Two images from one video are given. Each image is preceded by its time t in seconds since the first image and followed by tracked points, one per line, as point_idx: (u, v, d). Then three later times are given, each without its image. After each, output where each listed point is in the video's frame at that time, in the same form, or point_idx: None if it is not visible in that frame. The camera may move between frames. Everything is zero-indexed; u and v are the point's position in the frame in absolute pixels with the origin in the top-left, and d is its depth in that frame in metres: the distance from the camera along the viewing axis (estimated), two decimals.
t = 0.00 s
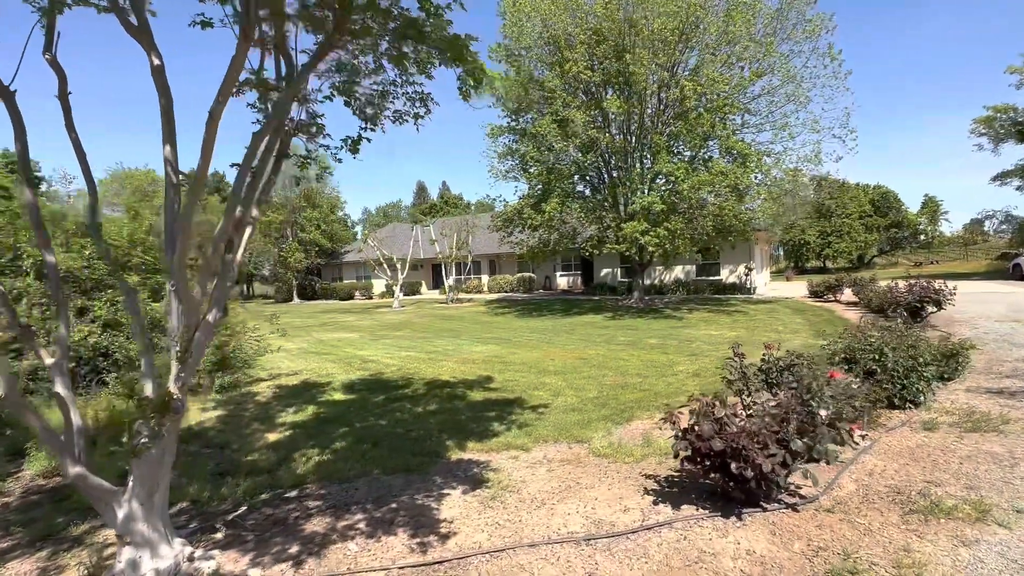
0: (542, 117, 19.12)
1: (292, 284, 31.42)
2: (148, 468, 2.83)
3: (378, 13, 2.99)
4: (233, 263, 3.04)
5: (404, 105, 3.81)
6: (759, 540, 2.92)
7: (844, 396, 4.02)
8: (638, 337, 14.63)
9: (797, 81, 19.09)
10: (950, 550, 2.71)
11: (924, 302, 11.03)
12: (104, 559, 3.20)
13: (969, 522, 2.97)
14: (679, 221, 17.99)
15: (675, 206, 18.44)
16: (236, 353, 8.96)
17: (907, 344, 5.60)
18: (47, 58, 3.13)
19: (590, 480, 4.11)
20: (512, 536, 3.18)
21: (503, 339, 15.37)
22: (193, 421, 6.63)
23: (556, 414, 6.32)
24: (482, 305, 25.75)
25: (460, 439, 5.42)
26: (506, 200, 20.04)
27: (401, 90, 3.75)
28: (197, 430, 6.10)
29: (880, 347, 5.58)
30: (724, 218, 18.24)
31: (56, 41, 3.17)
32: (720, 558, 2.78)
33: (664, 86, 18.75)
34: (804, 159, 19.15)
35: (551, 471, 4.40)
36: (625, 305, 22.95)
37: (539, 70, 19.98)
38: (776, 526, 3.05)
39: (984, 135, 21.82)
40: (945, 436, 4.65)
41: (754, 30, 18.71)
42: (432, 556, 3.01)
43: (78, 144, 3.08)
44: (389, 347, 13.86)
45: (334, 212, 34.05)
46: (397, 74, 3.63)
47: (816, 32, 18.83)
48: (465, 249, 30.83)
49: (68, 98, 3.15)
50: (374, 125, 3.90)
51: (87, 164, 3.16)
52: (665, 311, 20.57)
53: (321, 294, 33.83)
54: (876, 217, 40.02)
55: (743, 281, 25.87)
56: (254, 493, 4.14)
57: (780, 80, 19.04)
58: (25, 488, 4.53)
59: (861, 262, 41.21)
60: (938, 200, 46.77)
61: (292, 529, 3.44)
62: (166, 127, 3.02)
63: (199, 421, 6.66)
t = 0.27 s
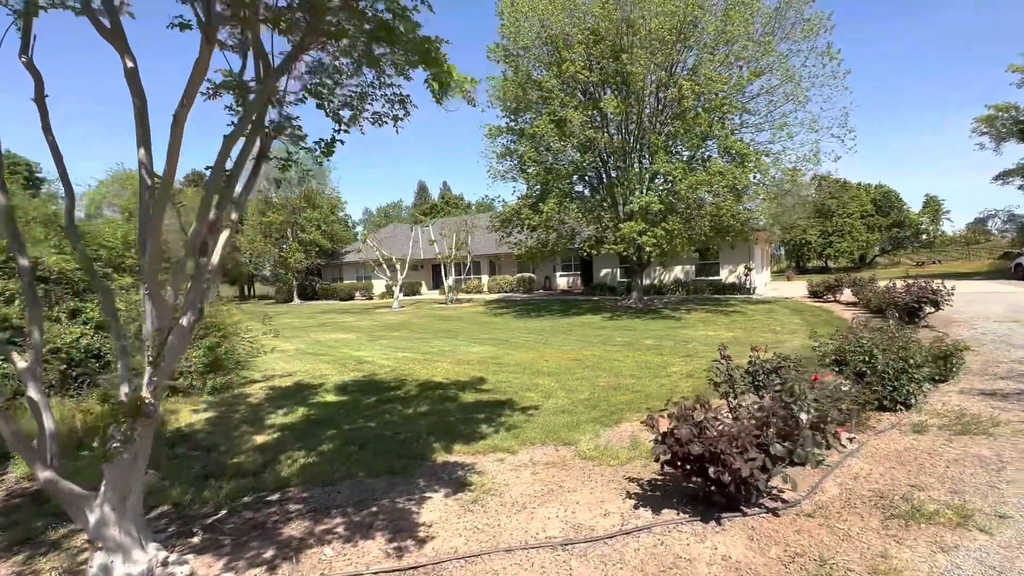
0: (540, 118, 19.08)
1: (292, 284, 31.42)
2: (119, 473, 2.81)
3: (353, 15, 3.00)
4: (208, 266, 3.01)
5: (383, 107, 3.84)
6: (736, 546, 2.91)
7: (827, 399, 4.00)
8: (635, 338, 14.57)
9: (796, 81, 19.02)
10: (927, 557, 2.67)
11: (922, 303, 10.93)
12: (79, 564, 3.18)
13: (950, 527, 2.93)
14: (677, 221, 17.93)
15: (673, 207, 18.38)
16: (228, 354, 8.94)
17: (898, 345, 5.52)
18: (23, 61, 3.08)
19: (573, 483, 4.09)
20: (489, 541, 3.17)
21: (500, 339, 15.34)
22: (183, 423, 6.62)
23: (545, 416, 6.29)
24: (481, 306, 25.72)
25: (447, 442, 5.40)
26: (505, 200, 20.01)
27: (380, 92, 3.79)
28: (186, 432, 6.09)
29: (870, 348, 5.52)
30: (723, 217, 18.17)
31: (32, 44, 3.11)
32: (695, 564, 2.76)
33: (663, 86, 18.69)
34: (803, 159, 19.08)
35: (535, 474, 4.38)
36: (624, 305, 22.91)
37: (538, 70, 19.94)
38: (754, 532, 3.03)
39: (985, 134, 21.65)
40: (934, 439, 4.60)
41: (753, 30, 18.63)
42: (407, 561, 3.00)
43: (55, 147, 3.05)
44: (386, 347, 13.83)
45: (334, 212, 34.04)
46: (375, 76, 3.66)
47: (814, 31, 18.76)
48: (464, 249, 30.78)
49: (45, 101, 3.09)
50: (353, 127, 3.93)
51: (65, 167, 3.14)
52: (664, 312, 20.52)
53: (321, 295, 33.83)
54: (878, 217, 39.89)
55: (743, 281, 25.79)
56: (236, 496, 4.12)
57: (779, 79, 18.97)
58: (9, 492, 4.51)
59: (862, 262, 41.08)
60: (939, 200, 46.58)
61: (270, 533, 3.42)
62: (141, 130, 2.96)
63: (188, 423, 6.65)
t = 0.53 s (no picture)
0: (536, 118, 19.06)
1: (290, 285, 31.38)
2: (95, 476, 2.79)
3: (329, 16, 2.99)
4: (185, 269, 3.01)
5: (365, 109, 3.83)
6: (714, 549, 2.90)
7: (810, 402, 3.98)
8: (631, 338, 14.55)
9: (793, 81, 19.00)
10: (904, 561, 2.65)
11: (918, 303, 10.88)
12: (55, 568, 3.16)
13: (931, 530, 2.91)
14: (674, 222, 17.90)
15: (670, 207, 18.36)
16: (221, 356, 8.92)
17: (888, 346, 5.45)
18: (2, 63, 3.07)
19: (558, 486, 4.07)
20: (468, 545, 3.16)
21: (496, 340, 15.30)
22: (173, 424, 6.61)
23: (535, 418, 6.27)
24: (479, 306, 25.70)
25: (435, 444, 5.37)
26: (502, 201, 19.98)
27: (362, 93, 3.78)
28: (174, 434, 6.06)
29: (860, 349, 5.46)
30: (720, 218, 18.10)
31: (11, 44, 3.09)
32: (672, 568, 2.75)
33: (659, 87, 18.66)
34: (800, 159, 19.06)
35: (520, 476, 4.37)
36: (621, 306, 22.87)
37: (535, 70, 19.92)
38: (734, 535, 3.03)
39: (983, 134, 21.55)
40: (922, 440, 4.55)
41: (749, 30, 18.60)
42: (385, 565, 2.99)
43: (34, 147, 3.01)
44: (381, 348, 13.80)
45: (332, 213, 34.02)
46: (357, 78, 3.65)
47: (811, 32, 18.75)
48: (462, 250, 30.74)
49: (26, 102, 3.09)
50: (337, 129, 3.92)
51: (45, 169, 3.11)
52: (661, 312, 20.49)
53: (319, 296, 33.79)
54: (877, 217, 39.87)
55: (741, 282, 25.75)
56: (219, 498, 4.10)
57: (776, 79, 18.96)
58: None
59: (862, 262, 41.03)
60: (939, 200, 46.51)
61: (250, 536, 3.40)
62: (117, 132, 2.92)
63: (178, 424, 6.62)
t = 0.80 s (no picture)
0: (533, 119, 19.02)
1: (287, 286, 31.28)
2: (66, 481, 2.74)
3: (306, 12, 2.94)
4: (161, 271, 2.97)
5: (349, 108, 3.77)
6: (698, 555, 2.86)
7: (797, 406, 3.93)
8: (626, 340, 14.51)
9: (789, 83, 19.01)
10: (888, 568, 2.61)
11: (913, 305, 10.84)
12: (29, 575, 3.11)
13: (917, 536, 2.87)
14: (670, 223, 17.86)
15: (667, 209, 18.33)
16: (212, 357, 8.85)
17: (879, 348, 5.37)
18: None
19: (544, 490, 4.02)
20: (449, 551, 3.13)
21: (491, 342, 15.25)
22: (162, 426, 6.56)
23: (526, 420, 6.22)
24: (476, 308, 25.66)
25: (422, 447, 5.33)
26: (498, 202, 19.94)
27: (345, 93, 3.72)
28: (160, 437, 6.00)
29: (850, 352, 5.38)
30: (716, 220, 18.03)
31: None
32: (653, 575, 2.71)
33: (656, 88, 18.63)
34: (795, 160, 19.07)
35: (507, 480, 4.32)
36: (618, 307, 22.82)
37: (531, 72, 19.91)
38: (718, 541, 2.99)
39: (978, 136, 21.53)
40: (912, 443, 4.49)
41: (746, 31, 18.59)
42: (364, 572, 2.95)
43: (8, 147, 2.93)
44: (375, 350, 13.74)
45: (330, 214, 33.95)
46: (339, 77, 3.60)
47: (807, 33, 18.77)
48: (459, 251, 30.68)
49: None
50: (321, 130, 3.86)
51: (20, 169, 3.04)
52: (658, 314, 20.46)
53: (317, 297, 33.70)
54: (874, 219, 39.91)
55: (738, 283, 25.73)
56: (200, 503, 4.04)
57: (772, 81, 18.98)
58: None
59: (859, 264, 41.05)
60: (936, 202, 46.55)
61: (229, 542, 3.35)
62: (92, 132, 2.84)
63: (166, 426, 6.56)
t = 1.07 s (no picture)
0: (528, 120, 18.95)
1: (283, 287, 31.13)
2: (27, 488, 2.65)
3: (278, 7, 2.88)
4: (131, 271, 2.90)
5: (329, 106, 3.72)
6: (681, 564, 2.79)
7: (785, 410, 3.86)
8: (620, 342, 14.44)
9: (784, 85, 19.01)
10: None
11: (908, 306, 10.77)
12: None
13: (905, 544, 2.80)
14: (665, 225, 17.80)
15: (662, 211, 18.28)
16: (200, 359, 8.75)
17: (871, 350, 5.30)
18: None
19: (529, 496, 3.94)
20: (428, 559, 3.05)
21: (485, 344, 15.16)
22: (146, 429, 6.46)
23: (515, 424, 6.13)
24: (472, 309, 25.57)
25: (408, 451, 5.24)
26: (494, 203, 19.86)
27: (324, 90, 3.67)
28: (144, 440, 5.90)
29: (842, 354, 5.31)
30: (711, 221, 17.86)
31: None
32: None
33: (651, 89, 18.59)
34: (791, 162, 19.05)
35: (492, 485, 4.24)
36: (614, 309, 22.75)
37: (527, 73, 19.84)
38: (703, 548, 2.92)
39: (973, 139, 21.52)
40: (904, 447, 4.40)
41: (741, 33, 18.56)
42: None
43: None
44: (368, 351, 13.64)
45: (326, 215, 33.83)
46: (318, 74, 3.56)
47: (802, 35, 18.77)
48: (455, 252, 30.59)
49: None
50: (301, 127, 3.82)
51: None
52: (653, 315, 20.42)
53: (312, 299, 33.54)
54: (870, 221, 39.98)
55: (734, 285, 25.68)
56: (177, 509, 3.96)
57: (767, 83, 18.96)
58: None
59: (855, 265, 41.13)
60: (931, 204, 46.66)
61: (202, 550, 3.28)
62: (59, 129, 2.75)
63: (150, 429, 6.46)
